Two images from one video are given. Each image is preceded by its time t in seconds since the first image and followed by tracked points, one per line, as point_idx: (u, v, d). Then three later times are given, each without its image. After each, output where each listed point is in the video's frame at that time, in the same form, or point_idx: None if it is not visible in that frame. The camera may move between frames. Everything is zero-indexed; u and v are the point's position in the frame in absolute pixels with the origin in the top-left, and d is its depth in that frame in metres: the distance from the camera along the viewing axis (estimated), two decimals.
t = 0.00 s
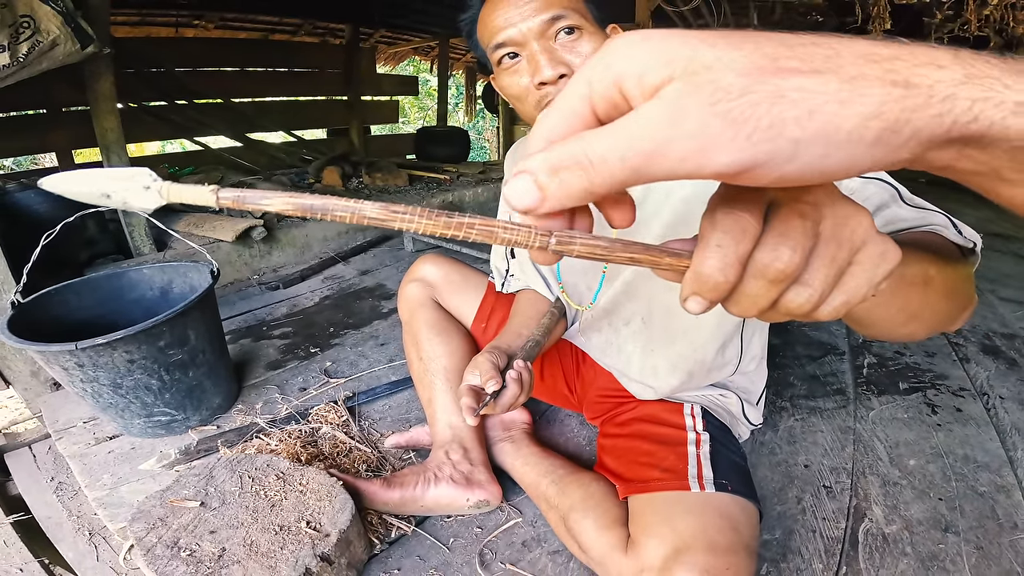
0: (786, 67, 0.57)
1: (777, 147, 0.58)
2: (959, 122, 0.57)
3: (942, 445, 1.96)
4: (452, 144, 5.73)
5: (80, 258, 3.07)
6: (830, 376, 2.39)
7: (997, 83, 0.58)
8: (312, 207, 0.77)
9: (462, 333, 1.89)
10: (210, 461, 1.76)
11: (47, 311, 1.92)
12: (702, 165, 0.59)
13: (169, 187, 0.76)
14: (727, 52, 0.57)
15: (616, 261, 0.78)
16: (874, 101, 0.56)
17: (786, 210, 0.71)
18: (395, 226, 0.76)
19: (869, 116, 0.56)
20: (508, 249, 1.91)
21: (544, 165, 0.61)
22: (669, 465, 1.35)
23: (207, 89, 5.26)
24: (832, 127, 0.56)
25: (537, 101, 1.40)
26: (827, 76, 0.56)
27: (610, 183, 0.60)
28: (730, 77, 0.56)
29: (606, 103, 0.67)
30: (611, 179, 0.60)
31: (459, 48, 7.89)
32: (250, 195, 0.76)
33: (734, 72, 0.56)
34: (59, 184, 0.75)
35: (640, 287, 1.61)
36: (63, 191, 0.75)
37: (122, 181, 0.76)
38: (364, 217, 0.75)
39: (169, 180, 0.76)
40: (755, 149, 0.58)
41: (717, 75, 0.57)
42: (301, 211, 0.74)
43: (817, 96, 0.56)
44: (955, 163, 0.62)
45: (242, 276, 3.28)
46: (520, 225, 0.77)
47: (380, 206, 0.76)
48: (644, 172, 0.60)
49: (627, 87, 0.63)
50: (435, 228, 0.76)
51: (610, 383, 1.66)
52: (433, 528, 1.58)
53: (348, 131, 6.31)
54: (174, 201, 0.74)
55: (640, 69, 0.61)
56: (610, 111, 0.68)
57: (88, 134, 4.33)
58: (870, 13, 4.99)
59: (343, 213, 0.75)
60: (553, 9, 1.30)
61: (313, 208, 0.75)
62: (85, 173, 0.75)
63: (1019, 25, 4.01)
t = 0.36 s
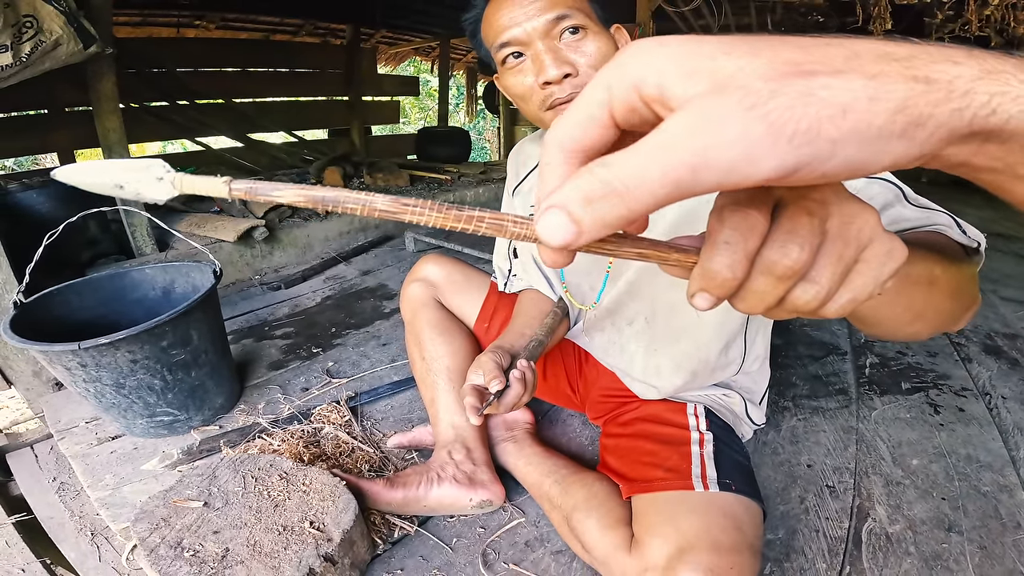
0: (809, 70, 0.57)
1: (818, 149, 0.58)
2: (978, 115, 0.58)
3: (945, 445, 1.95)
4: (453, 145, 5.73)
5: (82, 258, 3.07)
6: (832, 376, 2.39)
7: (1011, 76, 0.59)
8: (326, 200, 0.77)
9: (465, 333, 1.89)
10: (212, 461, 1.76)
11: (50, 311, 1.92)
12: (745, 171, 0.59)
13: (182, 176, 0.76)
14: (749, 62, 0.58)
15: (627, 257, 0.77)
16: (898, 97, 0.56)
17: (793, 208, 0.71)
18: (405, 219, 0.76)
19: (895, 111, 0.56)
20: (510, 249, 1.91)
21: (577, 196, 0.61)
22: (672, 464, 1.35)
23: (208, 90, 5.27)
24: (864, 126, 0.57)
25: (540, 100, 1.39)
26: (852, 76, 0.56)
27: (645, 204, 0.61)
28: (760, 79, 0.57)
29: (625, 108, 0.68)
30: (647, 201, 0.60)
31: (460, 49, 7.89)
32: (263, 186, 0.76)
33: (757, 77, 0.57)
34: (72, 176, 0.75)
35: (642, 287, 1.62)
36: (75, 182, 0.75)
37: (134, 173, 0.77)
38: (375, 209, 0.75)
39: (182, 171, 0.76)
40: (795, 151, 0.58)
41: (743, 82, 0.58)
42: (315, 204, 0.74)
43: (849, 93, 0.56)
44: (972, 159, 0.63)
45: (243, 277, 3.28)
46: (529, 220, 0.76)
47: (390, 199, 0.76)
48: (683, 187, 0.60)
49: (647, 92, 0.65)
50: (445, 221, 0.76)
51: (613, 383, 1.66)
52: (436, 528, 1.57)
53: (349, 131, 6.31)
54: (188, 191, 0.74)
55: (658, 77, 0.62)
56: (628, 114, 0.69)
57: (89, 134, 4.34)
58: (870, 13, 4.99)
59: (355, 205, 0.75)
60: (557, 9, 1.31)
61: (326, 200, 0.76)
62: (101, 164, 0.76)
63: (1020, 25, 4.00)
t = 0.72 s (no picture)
0: (793, 59, 0.59)
1: (793, 133, 0.60)
2: (967, 109, 0.58)
3: (944, 447, 1.96)
4: (453, 146, 5.74)
5: (84, 259, 3.08)
6: (832, 377, 2.40)
7: (1002, 72, 0.60)
8: (324, 207, 0.78)
9: (465, 335, 1.90)
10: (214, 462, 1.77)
11: (52, 312, 1.93)
12: (721, 150, 0.61)
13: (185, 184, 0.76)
14: (736, 50, 0.61)
15: (620, 263, 0.79)
16: (881, 88, 0.58)
17: (783, 214, 0.72)
18: (402, 226, 0.77)
19: (877, 101, 0.58)
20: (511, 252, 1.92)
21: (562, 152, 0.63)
22: (669, 466, 1.36)
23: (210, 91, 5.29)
24: (846, 113, 0.58)
25: (540, 104, 1.40)
26: (836, 66, 0.58)
27: (623, 170, 0.62)
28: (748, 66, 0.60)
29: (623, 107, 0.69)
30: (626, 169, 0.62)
31: (461, 50, 7.90)
32: (264, 194, 0.77)
33: (744, 64, 0.60)
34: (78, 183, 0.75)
35: (641, 291, 1.62)
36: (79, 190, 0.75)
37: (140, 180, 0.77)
38: (372, 216, 0.76)
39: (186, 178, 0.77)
40: (770, 135, 0.60)
41: (727, 68, 0.60)
42: (314, 211, 0.75)
43: (831, 83, 0.57)
44: (967, 155, 0.63)
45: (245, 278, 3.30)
46: (523, 226, 0.78)
47: (387, 206, 0.77)
48: (658, 161, 0.62)
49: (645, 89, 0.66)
50: (440, 228, 0.77)
51: (611, 384, 1.66)
52: (436, 528, 1.58)
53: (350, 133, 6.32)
54: (192, 200, 0.75)
55: (655, 70, 0.64)
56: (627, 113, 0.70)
57: (91, 135, 4.36)
58: (871, 14, 4.98)
59: (352, 212, 0.76)
60: (556, 13, 1.32)
61: (323, 206, 0.76)
62: (105, 171, 0.76)
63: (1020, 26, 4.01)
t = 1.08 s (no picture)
0: (889, 54, 0.56)
1: (879, 132, 0.58)
2: None
3: (944, 447, 1.96)
4: (455, 146, 5.75)
5: (86, 259, 3.09)
6: (832, 377, 2.40)
7: None
8: (322, 202, 0.78)
9: (465, 335, 1.90)
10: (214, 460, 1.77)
11: (54, 311, 1.94)
12: (798, 150, 0.59)
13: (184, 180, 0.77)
14: (829, 39, 0.56)
15: (612, 258, 0.79)
16: (979, 88, 0.56)
17: (775, 210, 0.72)
18: (396, 220, 0.77)
19: (970, 105, 0.57)
20: (510, 252, 1.92)
21: (628, 157, 0.61)
22: (669, 465, 1.36)
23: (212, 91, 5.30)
24: (933, 115, 0.57)
25: (539, 104, 1.41)
26: (935, 65, 0.56)
27: (694, 175, 0.61)
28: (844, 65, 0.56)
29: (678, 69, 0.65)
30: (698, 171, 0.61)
31: (462, 51, 7.92)
32: (262, 189, 0.78)
33: (832, 59, 0.56)
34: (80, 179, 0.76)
35: (640, 290, 1.62)
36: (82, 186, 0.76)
37: (139, 176, 0.78)
38: (368, 210, 0.76)
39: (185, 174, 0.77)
40: (854, 137, 0.58)
41: (814, 63, 0.56)
42: (310, 206, 0.75)
43: (928, 83, 0.56)
44: None
45: (246, 278, 3.31)
46: (516, 220, 0.79)
47: (383, 201, 0.77)
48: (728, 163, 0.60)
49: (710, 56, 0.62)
50: (435, 222, 0.78)
51: (610, 385, 1.67)
52: (436, 528, 1.59)
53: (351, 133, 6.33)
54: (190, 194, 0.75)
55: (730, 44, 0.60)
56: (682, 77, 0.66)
57: (93, 135, 4.37)
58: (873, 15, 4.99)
59: (348, 207, 0.77)
60: (556, 13, 1.33)
61: (321, 202, 0.77)
62: (106, 167, 0.77)
63: (1021, 26, 4.01)
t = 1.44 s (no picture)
0: (907, 127, 0.46)
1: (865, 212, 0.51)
2: None
3: (944, 447, 1.97)
4: (457, 147, 5.76)
5: (90, 259, 3.11)
6: (832, 378, 2.40)
7: None
8: (326, 200, 0.79)
9: (467, 334, 1.91)
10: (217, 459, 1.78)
11: (58, 311, 1.95)
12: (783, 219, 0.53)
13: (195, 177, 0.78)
14: (845, 99, 0.47)
15: (610, 255, 0.80)
16: (979, 173, 0.46)
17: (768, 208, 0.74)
18: (398, 217, 0.78)
19: (963, 191, 0.47)
20: (512, 251, 1.93)
21: (610, 207, 0.55)
22: (669, 464, 1.37)
23: (214, 92, 5.32)
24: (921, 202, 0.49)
25: (541, 105, 1.42)
26: (946, 145, 0.45)
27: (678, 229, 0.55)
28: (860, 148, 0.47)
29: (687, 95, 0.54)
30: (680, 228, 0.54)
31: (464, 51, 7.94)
32: (268, 186, 0.79)
33: (839, 130, 0.47)
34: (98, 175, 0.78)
35: (639, 289, 1.63)
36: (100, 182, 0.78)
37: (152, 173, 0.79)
38: (370, 208, 0.77)
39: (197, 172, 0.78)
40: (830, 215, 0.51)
41: (821, 131, 0.48)
42: (314, 203, 0.77)
43: (927, 167, 0.46)
44: None
45: (249, 278, 3.32)
46: (514, 217, 0.80)
47: (384, 199, 0.78)
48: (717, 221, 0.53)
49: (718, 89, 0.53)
50: (435, 220, 0.78)
51: (611, 384, 1.68)
52: (437, 526, 1.60)
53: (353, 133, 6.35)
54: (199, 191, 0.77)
55: (731, 71, 0.51)
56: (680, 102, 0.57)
57: (97, 136, 4.39)
58: (875, 15, 4.99)
59: (351, 204, 0.78)
60: (557, 16, 1.34)
61: (325, 199, 0.78)
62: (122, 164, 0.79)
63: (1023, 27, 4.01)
